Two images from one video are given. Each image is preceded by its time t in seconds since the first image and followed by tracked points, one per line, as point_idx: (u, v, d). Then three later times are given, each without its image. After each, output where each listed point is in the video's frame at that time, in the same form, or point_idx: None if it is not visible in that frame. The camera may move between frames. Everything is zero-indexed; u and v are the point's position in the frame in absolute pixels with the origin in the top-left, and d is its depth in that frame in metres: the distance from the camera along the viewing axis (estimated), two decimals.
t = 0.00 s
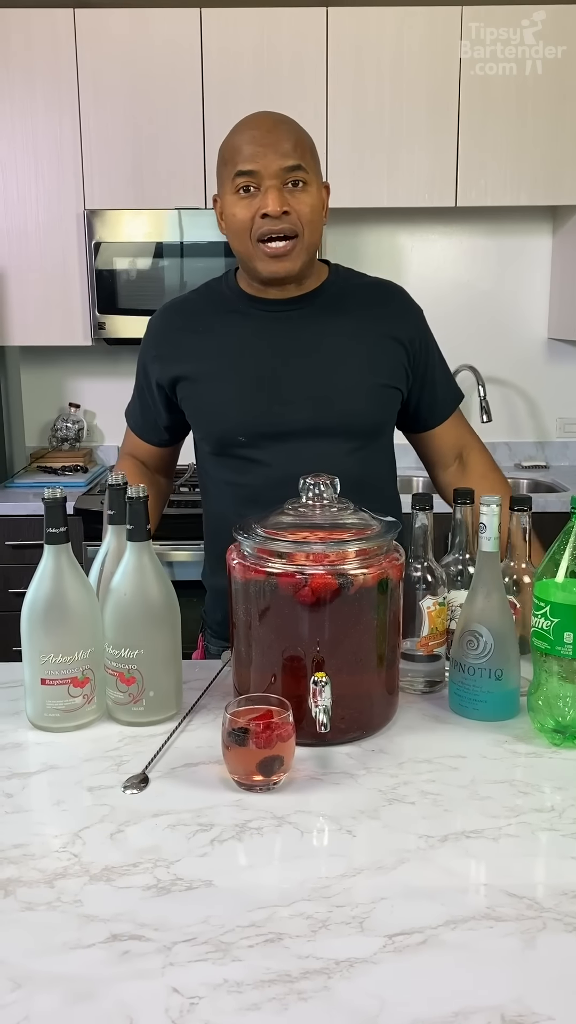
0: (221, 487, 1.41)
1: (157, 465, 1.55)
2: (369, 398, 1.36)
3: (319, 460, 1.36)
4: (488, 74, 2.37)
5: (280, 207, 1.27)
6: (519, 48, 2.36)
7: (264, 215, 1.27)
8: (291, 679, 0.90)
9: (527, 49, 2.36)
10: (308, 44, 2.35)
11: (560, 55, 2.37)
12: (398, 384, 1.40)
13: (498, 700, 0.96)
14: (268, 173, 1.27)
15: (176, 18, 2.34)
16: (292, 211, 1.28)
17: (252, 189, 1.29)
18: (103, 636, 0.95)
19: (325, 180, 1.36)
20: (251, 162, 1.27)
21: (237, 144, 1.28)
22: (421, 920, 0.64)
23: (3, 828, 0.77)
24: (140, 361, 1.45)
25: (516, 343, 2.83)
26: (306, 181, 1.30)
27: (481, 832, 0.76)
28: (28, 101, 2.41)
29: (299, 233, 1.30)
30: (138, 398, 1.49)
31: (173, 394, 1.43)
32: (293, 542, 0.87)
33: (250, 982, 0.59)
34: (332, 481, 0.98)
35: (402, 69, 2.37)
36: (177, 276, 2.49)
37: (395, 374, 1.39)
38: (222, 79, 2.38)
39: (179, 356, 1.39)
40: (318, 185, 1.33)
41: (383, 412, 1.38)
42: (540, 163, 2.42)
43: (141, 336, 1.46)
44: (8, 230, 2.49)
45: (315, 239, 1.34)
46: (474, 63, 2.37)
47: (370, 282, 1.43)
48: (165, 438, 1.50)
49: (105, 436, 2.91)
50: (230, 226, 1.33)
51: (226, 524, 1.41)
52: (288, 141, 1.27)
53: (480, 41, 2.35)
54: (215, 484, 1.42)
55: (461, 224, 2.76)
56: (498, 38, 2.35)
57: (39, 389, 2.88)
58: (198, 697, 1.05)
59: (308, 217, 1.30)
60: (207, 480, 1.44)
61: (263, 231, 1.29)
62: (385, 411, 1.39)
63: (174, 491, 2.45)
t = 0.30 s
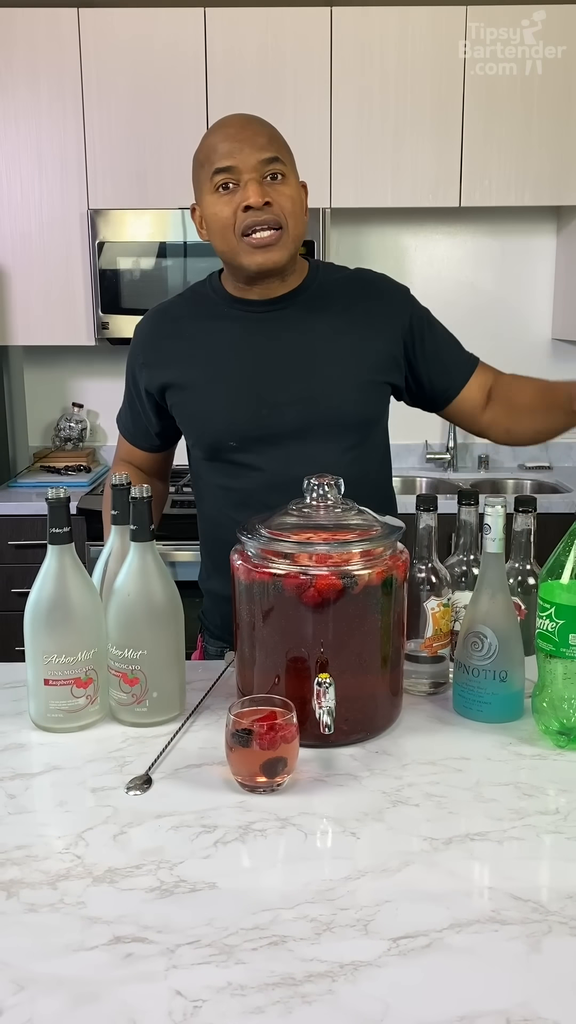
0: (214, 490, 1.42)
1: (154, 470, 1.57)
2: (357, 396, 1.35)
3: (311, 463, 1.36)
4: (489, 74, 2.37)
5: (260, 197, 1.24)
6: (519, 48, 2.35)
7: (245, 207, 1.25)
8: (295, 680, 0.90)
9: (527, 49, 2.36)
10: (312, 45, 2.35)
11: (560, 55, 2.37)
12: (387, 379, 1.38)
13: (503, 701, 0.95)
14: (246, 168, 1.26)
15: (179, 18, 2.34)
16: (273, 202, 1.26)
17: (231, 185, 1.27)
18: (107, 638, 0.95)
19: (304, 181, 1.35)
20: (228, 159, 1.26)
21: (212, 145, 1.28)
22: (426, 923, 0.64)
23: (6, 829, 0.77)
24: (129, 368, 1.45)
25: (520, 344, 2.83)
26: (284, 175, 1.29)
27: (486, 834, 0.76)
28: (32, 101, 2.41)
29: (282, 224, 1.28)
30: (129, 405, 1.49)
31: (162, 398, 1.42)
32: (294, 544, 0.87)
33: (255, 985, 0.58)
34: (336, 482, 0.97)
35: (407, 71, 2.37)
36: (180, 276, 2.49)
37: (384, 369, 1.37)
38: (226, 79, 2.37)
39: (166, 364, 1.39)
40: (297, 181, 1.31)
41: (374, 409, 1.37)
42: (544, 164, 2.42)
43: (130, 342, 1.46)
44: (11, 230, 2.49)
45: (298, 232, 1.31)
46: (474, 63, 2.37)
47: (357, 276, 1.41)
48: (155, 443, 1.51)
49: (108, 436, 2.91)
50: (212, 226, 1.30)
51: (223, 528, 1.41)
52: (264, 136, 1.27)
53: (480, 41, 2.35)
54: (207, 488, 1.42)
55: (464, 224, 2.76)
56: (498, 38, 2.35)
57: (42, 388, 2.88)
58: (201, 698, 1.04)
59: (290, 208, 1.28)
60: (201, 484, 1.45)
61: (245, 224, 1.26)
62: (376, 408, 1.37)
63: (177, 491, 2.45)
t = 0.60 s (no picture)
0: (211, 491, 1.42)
1: (157, 472, 1.56)
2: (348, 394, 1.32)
3: (300, 463, 1.34)
4: (489, 74, 2.37)
5: (245, 197, 1.24)
6: (519, 48, 2.35)
7: (231, 208, 1.24)
8: (298, 679, 0.90)
9: (527, 49, 2.35)
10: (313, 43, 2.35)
11: (560, 55, 2.36)
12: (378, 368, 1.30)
13: (507, 701, 0.95)
14: (231, 168, 1.25)
15: (182, 16, 2.33)
16: (258, 202, 1.25)
17: (217, 185, 1.27)
18: (110, 637, 0.95)
19: (292, 178, 1.34)
20: (214, 159, 1.25)
21: (199, 145, 1.27)
22: (430, 924, 0.64)
23: (8, 829, 0.77)
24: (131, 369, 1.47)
25: (523, 344, 2.82)
26: (270, 173, 1.28)
27: (490, 835, 0.75)
28: (35, 99, 2.40)
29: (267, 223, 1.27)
30: (130, 404, 1.50)
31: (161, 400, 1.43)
32: (298, 543, 0.87)
33: (258, 986, 0.58)
34: (340, 481, 0.97)
35: (411, 71, 2.36)
36: (183, 274, 2.49)
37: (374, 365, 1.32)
38: (229, 78, 2.37)
39: (160, 364, 1.40)
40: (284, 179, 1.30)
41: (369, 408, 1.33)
42: (548, 163, 2.41)
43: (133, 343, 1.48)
44: (14, 228, 2.49)
45: (285, 230, 1.30)
46: (474, 63, 2.36)
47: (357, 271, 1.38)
48: (158, 444, 1.51)
49: (110, 434, 2.91)
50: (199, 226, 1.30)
51: (219, 527, 1.42)
52: (250, 135, 1.26)
53: (480, 41, 2.35)
54: (205, 489, 1.43)
55: (468, 223, 2.75)
56: (498, 38, 2.35)
57: (45, 387, 2.88)
58: (204, 698, 1.04)
59: (275, 207, 1.27)
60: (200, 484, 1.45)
61: (231, 225, 1.26)
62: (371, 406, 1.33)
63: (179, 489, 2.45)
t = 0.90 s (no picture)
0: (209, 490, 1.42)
1: (165, 472, 1.55)
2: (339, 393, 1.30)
3: (288, 461, 1.33)
4: (489, 74, 2.36)
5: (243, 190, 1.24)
6: (519, 48, 2.34)
7: (229, 201, 1.25)
8: (300, 678, 0.89)
9: (527, 49, 2.35)
10: (316, 40, 2.34)
11: (560, 55, 2.35)
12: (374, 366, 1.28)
13: (510, 701, 0.95)
14: (226, 163, 1.26)
15: (185, 13, 2.33)
16: (256, 193, 1.25)
17: (213, 182, 1.27)
18: (112, 634, 0.95)
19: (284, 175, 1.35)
20: (208, 156, 1.26)
21: (192, 145, 1.27)
22: (434, 924, 0.64)
23: (10, 827, 0.76)
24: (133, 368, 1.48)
25: (525, 343, 2.82)
26: (264, 167, 1.28)
27: (493, 835, 0.75)
28: (38, 95, 2.40)
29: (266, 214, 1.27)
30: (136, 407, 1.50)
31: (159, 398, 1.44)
32: (300, 540, 0.87)
33: (261, 985, 0.58)
34: (343, 480, 0.97)
35: (414, 70, 2.36)
36: (185, 271, 2.49)
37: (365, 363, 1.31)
38: (232, 75, 2.37)
39: (157, 360, 1.41)
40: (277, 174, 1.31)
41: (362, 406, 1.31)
42: (551, 161, 2.40)
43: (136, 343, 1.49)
44: (17, 224, 2.48)
45: (282, 222, 1.30)
46: (474, 63, 2.36)
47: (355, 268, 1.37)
48: (161, 444, 1.51)
49: (112, 432, 2.91)
50: (198, 224, 1.30)
51: (216, 526, 1.41)
52: (240, 131, 1.27)
53: (481, 41, 2.34)
54: (204, 487, 1.43)
55: (471, 221, 2.75)
56: (498, 38, 2.34)
57: (47, 384, 2.88)
58: (206, 696, 1.04)
59: (272, 199, 1.27)
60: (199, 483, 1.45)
61: (231, 218, 1.26)
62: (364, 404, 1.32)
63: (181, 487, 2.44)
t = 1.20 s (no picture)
0: (209, 488, 1.41)
1: (162, 472, 1.55)
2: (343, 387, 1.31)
3: (292, 457, 1.33)
4: (489, 74, 2.36)
5: (231, 200, 1.23)
6: (519, 48, 2.34)
7: (218, 211, 1.24)
8: (304, 675, 0.89)
9: (527, 49, 2.34)
10: (318, 37, 2.34)
11: (560, 55, 2.35)
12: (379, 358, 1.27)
13: (513, 700, 0.95)
14: (215, 170, 1.24)
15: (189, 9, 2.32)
16: (244, 203, 1.25)
17: (203, 188, 1.26)
18: (115, 631, 0.95)
19: (277, 172, 1.33)
20: (198, 163, 1.24)
21: (183, 149, 1.26)
22: (436, 922, 0.64)
23: (13, 824, 0.76)
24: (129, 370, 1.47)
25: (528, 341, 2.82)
26: (254, 172, 1.27)
27: (496, 833, 0.75)
28: (41, 91, 2.40)
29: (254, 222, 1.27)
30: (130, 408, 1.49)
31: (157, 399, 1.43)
32: (302, 538, 0.86)
33: (264, 983, 0.58)
34: (345, 478, 0.97)
35: (417, 69, 2.36)
36: (187, 268, 2.48)
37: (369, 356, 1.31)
38: (235, 72, 2.36)
39: (154, 361, 1.40)
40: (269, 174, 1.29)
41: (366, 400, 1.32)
42: (554, 160, 2.40)
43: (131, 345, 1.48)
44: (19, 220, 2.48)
45: (272, 226, 1.30)
46: (475, 63, 2.35)
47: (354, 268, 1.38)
48: (160, 444, 1.50)
49: (114, 429, 2.91)
50: (188, 228, 1.30)
51: (218, 524, 1.41)
52: (231, 135, 1.25)
53: (481, 41, 2.34)
54: (204, 486, 1.42)
55: (474, 219, 2.74)
56: (498, 38, 2.34)
57: (49, 380, 2.87)
58: (208, 693, 1.04)
59: (261, 206, 1.27)
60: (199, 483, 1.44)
61: (219, 228, 1.26)
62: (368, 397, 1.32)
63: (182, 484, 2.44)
